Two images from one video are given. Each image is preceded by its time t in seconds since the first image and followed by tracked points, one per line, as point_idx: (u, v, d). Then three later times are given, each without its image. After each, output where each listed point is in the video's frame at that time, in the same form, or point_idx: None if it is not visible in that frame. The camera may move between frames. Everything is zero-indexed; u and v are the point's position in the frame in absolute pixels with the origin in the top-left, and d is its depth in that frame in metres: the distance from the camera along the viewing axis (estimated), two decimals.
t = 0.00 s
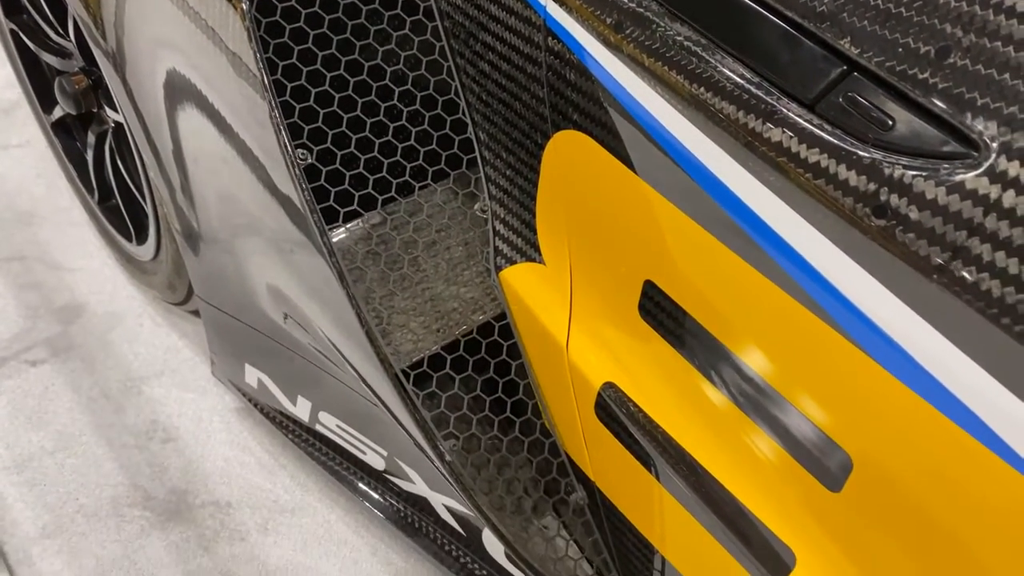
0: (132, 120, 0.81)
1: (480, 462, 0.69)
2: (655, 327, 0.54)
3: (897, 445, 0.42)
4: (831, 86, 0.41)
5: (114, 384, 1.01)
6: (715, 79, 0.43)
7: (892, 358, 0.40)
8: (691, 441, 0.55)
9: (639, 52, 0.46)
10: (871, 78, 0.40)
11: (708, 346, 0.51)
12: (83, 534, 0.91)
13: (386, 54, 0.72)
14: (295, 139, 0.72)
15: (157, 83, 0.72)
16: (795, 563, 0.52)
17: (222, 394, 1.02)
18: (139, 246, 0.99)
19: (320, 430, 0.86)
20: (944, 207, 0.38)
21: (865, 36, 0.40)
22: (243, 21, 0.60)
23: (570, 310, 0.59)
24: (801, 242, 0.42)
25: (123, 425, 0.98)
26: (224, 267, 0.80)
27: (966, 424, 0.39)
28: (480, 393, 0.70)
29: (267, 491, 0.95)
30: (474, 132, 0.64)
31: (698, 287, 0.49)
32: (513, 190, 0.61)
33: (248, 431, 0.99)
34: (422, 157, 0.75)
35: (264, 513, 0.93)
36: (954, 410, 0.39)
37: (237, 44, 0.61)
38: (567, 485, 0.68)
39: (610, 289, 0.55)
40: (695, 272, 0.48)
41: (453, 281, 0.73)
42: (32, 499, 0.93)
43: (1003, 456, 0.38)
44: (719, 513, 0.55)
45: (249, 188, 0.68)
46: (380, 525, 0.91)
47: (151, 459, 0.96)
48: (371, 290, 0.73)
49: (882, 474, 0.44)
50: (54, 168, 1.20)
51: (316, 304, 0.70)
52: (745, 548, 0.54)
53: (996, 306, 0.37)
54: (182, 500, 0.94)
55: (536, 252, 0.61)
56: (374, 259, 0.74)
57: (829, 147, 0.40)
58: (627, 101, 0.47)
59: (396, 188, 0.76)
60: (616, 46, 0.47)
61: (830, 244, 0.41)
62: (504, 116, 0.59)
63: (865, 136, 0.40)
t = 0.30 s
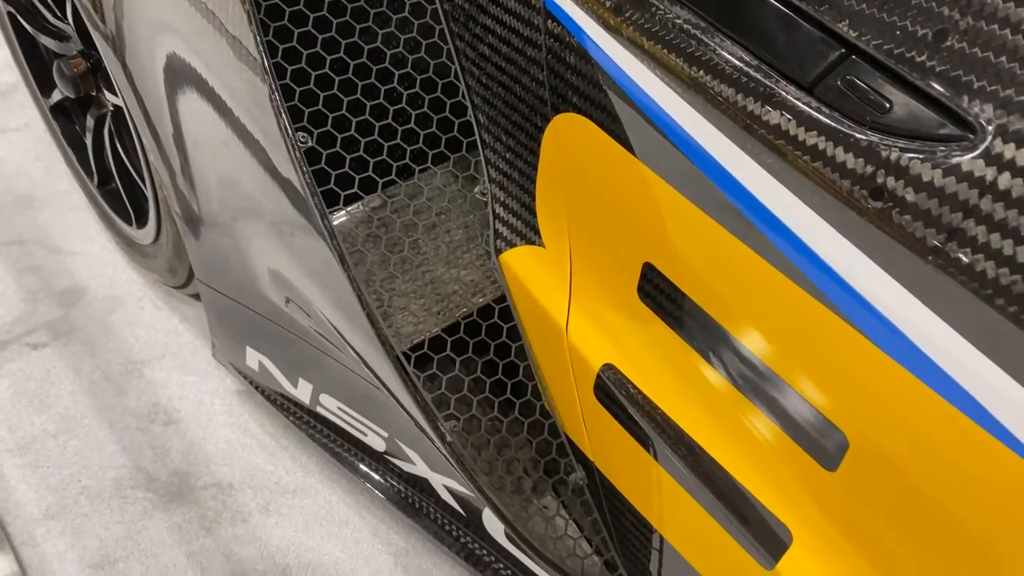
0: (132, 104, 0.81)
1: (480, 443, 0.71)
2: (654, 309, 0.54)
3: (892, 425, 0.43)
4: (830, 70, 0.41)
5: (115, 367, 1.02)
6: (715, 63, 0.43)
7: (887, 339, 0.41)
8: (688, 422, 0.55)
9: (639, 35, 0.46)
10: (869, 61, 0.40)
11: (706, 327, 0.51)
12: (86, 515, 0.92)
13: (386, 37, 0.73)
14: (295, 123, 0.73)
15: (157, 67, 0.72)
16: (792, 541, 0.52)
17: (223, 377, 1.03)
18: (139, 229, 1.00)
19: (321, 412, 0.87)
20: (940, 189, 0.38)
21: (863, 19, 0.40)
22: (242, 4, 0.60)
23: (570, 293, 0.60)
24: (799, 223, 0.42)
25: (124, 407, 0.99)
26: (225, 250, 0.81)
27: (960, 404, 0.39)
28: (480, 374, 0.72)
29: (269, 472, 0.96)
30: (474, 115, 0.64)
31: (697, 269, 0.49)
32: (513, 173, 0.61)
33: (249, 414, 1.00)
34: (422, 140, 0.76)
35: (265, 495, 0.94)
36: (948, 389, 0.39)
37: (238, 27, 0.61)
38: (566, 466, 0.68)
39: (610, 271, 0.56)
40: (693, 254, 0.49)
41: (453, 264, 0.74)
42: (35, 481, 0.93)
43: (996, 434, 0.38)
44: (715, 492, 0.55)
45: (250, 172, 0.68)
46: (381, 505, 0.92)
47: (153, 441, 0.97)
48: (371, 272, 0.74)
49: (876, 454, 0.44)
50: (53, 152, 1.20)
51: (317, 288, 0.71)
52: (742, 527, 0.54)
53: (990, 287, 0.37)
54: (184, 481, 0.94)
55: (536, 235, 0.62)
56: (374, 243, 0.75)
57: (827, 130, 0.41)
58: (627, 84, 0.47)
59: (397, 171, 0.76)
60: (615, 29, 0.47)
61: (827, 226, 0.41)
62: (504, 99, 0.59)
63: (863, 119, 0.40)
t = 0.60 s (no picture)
0: (130, 85, 0.80)
1: (480, 421, 0.71)
2: (652, 287, 0.54)
3: (888, 400, 0.43)
4: (828, 45, 0.41)
5: (115, 348, 1.02)
6: (713, 39, 0.44)
7: (883, 314, 0.41)
8: (686, 398, 0.55)
9: (638, 12, 0.46)
10: (867, 36, 0.40)
11: (703, 304, 0.51)
12: (88, 495, 0.92)
13: (385, 16, 0.74)
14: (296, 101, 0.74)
15: (156, 48, 0.72)
16: (788, 515, 0.52)
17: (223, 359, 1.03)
18: (138, 211, 1.00)
19: (321, 392, 0.87)
20: (937, 163, 0.38)
21: None
22: None
23: (568, 271, 0.60)
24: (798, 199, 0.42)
25: (124, 388, 0.99)
26: (224, 231, 0.81)
27: (955, 378, 0.39)
28: (480, 353, 0.72)
29: (269, 453, 0.96)
30: (472, 94, 0.64)
31: (694, 246, 0.49)
32: (512, 151, 0.62)
33: (249, 395, 1.00)
34: (421, 119, 0.76)
35: (266, 475, 0.95)
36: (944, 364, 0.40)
37: (236, 8, 0.60)
38: (564, 443, 0.69)
39: (608, 249, 0.56)
40: (691, 232, 0.49)
41: (452, 243, 0.75)
42: (37, 462, 0.94)
43: (994, 409, 0.39)
44: (713, 467, 0.55)
45: (249, 153, 0.68)
46: (381, 485, 0.92)
47: (153, 422, 0.97)
48: (371, 252, 0.75)
49: (874, 430, 0.45)
50: (51, 134, 1.19)
51: (317, 269, 0.71)
52: (739, 501, 0.54)
53: (984, 260, 0.38)
54: (185, 462, 0.95)
55: (535, 214, 0.62)
56: (373, 222, 0.76)
57: (824, 105, 0.41)
58: (626, 62, 0.47)
59: (395, 151, 0.77)
60: (615, 6, 0.47)
61: (825, 201, 0.41)
62: (502, 77, 0.59)
63: (860, 94, 0.40)
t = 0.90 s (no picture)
0: (124, 63, 0.80)
1: (477, 398, 0.71)
2: (649, 262, 0.54)
3: (884, 371, 0.43)
4: (826, 14, 0.41)
5: (113, 330, 1.02)
6: (710, 9, 0.43)
7: (877, 284, 0.41)
8: (681, 374, 0.55)
9: None
10: (865, 5, 0.40)
11: (699, 279, 0.51)
12: (86, 475, 0.92)
13: None
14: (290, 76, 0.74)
15: (151, 28, 0.70)
16: (783, 486, 0.52)
17: (220, 340, 1.03)
18: (134, 192, 0.99)
19: (318, 372, 0.87)
20: (934, 131, 0.38)
21: None
22: None
23: (565, 247, 0.60)
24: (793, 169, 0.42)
25: (122, 369, 1.00)
26: (221, 212, 0.80)
27: (951, 347, 0.39)
28: (477, 330, 0.72)
29: (267, 433, 0.97)
30: (468, 69, 0.63)
31: (690, 219, 0.49)
32: (508, 127, 0.61)
33: (247, 375, 1.01)
34: (416, 94, 0.77)
35: (264, 455, 0.95)
36: (942, 335, 0.39)
37: None
38: (561, 420, 0.69)
39: (605, 223, 0.56)
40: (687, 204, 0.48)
41: (448, 221, 0.75)
42: (35, 442, 0.94)
43: (992, 381, 0.38)
44: (711, 443, 0.55)
45: (245, 132, 0.68)
46: (379, 464, 0.92)
47: (151, 402, 0.97)
48: (367, 230, 0.75)
49: (871, 403, 0.44)
50: (46, 115, 1.19)
51: (314, 247, 0.71)
52: (735, 475, 0.54)
53: (980, 228, 0.38)
54: (183, 442, 0.95)
55: (531, 190, 0.62)
56: (369, 199, 0.76)
57: (822, 75, 0.41)
58: (621, 34, 0.47)
59: (391, 126, 0.77)
60: None
61: (820, 171, 0.41)
62: (499, 52, 0.59)
63: (857, 65, 0.40)
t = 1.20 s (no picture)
0: (120, 44, 0.79)
1: (473, 376, 0.72)
2: (644, 240, 0.54)
3: (878, 347, 0.43)
4: None
5: (111, 312, 1.02)
6: None
7: (872, 259, 0.41)
8: (677, 351, 0.55)
9: None
10: None
11: (694, 256, 0.51)
12: (86, 456, 0.93)
13: None
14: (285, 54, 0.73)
15: (148, 8, 0.70)
16: (778, 462, 0.52)
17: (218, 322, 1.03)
18: (132, 174, 0.99)
19: (317, 353, 0.88)
20: (928, 105, 0.38)
21: None
22: None
23: (562, 225, 0.60)
24: (786, 143, 0.42)
25: (121, 351, 1.00)
26: (218, 194, 0.79)
27: (946, 322, 0.39)
28: (473, 309, 0.72)
29: (266, 414, 0.97)
30: (464, 48, 0.63)
31: (685, 196, 0.49)
32: (505, 106, 0.61)
33: (245, 357, 1.01)
34: (412, 73, 0.77)
35: (263, 436, 0.95)
36: (936, 310, 0.39)
37: None
38: (558, 398, 0.69)
39: (601, 201, 0.56)
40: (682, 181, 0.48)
41: (445, 200, 0.76)
42: (35, 423, 0.94)
43: (985, 356, 0.39)
44: (706, 420, 0.55)
45: (243, 115, 0.67)
46: (378, 444, 0.93)
47: (150, 384, 0.98)
48: (363, 209, 0.76)
49: (865, 379, 0.44)
50: (42, 97, 1.19)
51: (312, 228, 0.71)
52: (729, 451, 0.54)
53: (973, 202, 0.38)
54: (182, 423, 0.96)
55: (528, 169, 0.62)
56: (366, 178, 0.77)
57: (816, 51, 0.41)
58: (617, 10, 0.47)
59: (387, 104, 0.78)
60: None
61: (814, 145, 0.41)
62: (495, 30, 0.59)
63: (851, 40, 0.40)
